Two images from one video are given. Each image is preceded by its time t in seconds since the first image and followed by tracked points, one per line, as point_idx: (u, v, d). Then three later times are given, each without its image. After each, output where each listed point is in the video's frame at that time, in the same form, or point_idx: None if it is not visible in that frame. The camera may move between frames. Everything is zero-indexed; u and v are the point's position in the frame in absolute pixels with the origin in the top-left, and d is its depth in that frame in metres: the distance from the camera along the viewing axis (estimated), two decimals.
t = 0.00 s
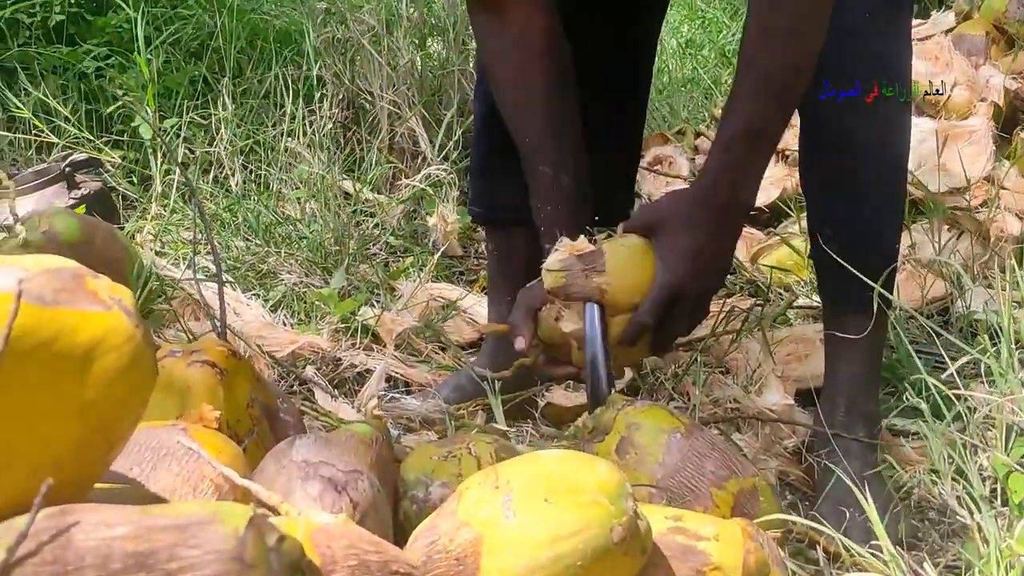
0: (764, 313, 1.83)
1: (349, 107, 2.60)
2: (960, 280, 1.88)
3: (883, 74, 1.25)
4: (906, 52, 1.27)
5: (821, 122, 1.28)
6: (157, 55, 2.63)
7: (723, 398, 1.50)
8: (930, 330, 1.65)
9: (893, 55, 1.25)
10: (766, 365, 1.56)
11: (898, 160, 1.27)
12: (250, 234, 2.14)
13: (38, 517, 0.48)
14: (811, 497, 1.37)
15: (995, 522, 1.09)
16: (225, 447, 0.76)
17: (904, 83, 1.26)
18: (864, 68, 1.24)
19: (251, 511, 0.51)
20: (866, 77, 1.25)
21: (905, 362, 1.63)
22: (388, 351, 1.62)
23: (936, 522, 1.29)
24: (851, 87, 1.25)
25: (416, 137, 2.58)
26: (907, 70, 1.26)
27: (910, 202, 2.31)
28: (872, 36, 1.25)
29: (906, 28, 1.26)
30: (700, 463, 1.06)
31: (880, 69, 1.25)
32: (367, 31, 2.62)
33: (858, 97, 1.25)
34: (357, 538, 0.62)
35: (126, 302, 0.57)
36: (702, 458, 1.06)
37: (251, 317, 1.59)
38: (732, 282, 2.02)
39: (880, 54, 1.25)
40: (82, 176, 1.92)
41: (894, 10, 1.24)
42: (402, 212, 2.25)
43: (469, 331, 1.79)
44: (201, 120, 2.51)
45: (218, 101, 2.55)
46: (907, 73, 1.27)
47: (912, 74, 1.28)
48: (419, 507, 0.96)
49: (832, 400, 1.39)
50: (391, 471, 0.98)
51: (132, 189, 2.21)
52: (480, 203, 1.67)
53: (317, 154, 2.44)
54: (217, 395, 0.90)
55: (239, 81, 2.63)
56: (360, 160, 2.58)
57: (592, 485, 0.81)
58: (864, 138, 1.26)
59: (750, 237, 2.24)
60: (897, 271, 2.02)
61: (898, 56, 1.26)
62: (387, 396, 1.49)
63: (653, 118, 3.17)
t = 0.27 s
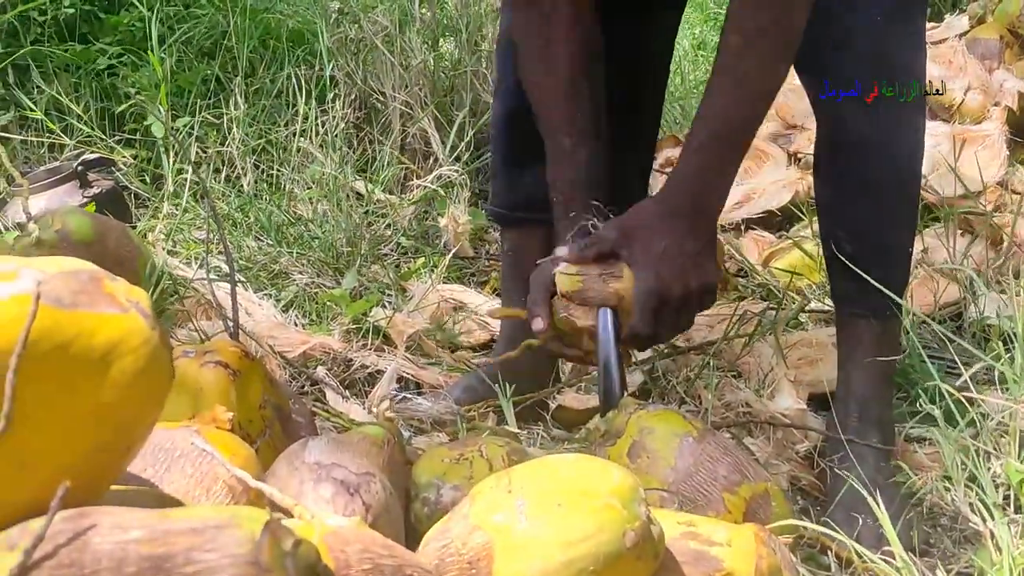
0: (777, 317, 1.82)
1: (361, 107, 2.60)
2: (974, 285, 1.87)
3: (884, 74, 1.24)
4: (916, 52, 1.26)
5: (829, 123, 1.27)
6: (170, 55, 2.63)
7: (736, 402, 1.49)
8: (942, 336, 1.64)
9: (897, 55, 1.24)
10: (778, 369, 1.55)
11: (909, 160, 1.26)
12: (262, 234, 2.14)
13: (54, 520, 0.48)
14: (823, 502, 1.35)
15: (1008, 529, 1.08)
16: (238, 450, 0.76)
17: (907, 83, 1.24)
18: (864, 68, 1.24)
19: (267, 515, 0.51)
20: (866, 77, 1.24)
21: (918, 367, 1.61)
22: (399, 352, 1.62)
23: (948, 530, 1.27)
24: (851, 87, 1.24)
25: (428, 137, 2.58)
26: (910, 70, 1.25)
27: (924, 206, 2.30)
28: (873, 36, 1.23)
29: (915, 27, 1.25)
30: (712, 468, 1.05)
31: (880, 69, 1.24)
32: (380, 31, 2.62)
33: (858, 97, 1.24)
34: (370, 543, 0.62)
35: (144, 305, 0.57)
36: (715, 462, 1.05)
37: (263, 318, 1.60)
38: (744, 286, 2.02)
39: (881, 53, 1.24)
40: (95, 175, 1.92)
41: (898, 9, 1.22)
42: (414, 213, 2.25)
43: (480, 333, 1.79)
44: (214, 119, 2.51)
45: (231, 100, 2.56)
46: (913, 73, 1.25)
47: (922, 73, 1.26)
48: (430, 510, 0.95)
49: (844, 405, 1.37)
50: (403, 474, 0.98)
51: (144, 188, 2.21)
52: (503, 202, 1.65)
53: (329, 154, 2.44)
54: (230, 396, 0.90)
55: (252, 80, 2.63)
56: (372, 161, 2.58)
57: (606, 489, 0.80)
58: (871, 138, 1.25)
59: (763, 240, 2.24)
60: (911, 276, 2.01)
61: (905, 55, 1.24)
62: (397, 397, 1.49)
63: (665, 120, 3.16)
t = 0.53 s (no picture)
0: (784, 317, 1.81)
1: (368, 104, 2.60)
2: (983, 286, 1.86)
3: (883, 73, 1.22)
4: (916, 50, 1.24)
5: (829, 123, 1.26)
6: (177, 51, 2.63)
7: (742, 403, 1.48)
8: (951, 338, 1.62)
9: (896, 55, 1.22)
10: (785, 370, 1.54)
11: (909, 161, 1.25)
12: (268, 232, 2.14)
13: (52, 525, 0.48)
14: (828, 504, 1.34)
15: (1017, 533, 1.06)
16: (240, 449, 0.76)
17: (907, 82, 1.23)
18: (863, 67, 1.23)
19: (268, 519, 0.51)
20: (866, 76, 1.23)
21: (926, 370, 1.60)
22: (404, 351, 1.61)
23: (956, 534, 1.25)
24: (850, 87, 1.23)
25: (435, 135, 2.57)
26: (910, 70, 1.23)
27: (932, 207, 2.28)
28: (871, 35, 1.22)
29: (914, 27, 1.23)
30: (718, 470, 1.04)
31: (878, 68, 1.22)
32: (387, 28, 2.61)
33: (858, 97, 1.23)
34: (371, 547, 0.61)
35: (143, 306, 0.56)
36: (721, 464, 1.04)
37: (267, 316, 1.59)
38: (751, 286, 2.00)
39: (879, 52, 1.22)
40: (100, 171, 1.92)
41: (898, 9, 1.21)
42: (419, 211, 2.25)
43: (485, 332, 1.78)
44: (220, 116, 2.50)
45: (237, 97, 2.55)
46: (913, 71, 1.24)
47: (922, 72, 1.25)
48: (434, 511, 0.94)
49: (850, 407, 1.36)
50: (406, 475, 0.97)
51: (150, 185, 2.21)
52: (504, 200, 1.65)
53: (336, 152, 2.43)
54: (233, 395, 0.90)
55: (258, 77, 2.63)
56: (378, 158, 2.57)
57: (612, 493, 0.79)
58: (872, 141, 1.24)
59: (770, 240, 2.22)
60: (919, 277, 1.99)
61: (905, 55, 1.23)
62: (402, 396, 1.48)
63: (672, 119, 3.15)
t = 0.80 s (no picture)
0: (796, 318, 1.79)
1: (377, 101, 2.59)
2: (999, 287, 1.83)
3: (883, 73, 1.21)
4: (928, 48, 1.21)
5: (844, 120, 1.25)
6: (185, 48, 2.63)
7: (754, 405, 1.46)
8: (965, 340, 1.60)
9: (900, 54, 1.20)
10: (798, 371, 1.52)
11: (923, 156, 1.23)
12: (275, 230, 2.13)
13: (44, 530, 0.47)
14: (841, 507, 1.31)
15: None
16: (242, 451, 0.75)
17: (910, 82, 1.21)
18: (863, 68, 1.22)
19: (267, 526, 0.49)
20: (866, 76, 1.22)
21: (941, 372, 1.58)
22: (413, 351, 1.60)
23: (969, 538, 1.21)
24: (850, 87, 1.24)
25: (445, 133, 2.56)
26: (920, 68, 1.21)
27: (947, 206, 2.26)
28: (870, 35, 1.21)
29: (925, 24, 1.20)
30: (729, 473, 1.01)
31: (879, 68, 1.21)
32: (397, 24, 2.60)
33: (857, 97, 1.23)
34: (375, 553, 0.60)
35: (141, 307, 0.55)
36: (732, 467, 1.02)
37: (274, 314, 1.58)
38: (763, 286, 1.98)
39: (878, 53, 1.21)
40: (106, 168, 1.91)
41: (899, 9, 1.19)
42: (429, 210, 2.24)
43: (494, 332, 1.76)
44: (228, 113, 2.50)
45: (246, 94, 2.55)
46: (924, 69, 1.21)
47: (936, 69, 1.22)
48: (440, 514, 0.92)
49: (866, 406, 1.33)
50: (412, 477, 0.95)
51: (157, 182, 2.20)
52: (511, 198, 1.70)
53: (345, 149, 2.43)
54: (237, 395, 0.89)
55: (267, 73, 2.62)
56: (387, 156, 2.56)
57: (620, 496, 0.76)
58: (879, 135, 1.22)
59: (782, 239, 2.20)
60: (933, 277, 1.96)
61: (914, 52, 1.21)
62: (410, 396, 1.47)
63: (684, 118, 3.13)
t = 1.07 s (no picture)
0: (805, 316, 1.77)
1: (384, 97, 2.58)
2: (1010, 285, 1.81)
3: (883, 73, 1.19)
4: (929, 46, 1.19)
5: (853, 113, 1.23)
6: (190, 44, 2.62)
7: (762, 405, 1.45)
8: (976, 339, 1.58)
9: (899, 53, 1.18)
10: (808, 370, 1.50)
11: (927, 154, 1.21)
12: (280, 228, 2.12)
13: (36, 539, 0.46)
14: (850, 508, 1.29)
15: None
16: (244, 453, 0.74)
17: (910, 82, 1.18)
18: (864, 67, 1.20)
19: (264, 535, 0.49)
20: (866, 76, 1.20)
21: (952, 372, 1.55)
22: (419, 350, 1.59)
23: (982, 542, 1.19)
24: (851, 87, 1.22)
25: (451, 129, 2.55)
26: (919, 67, 1.18)
27: (958, 203, 2.23)
28: (870, 35, 1.19)
29: (923, 23, 1.18)
30: (737, 475, 0.98)
31: (878, 68, 1.19)
32: (404, 21, 2.59)
33: (858, 97, 1.21)
34: (376, 559, 0.59)
35: (138, 309, 0.54)
36: (740, 468, 0.99)
37: (278, 313, 1.58)
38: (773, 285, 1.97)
39: (877, 53, 1.19)
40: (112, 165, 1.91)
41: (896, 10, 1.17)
42: (435, 208, 2.24)
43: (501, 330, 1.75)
44: (234, 110, 2.49)
45: (251, 91, 2.54)
46: (923, 67, 1.19)
47: (937, 67, 1.19)
48: (445, 516, 0.91)
49: (873, 407, 1.31)
50: (416, 479, 0.94)
51: (162, 179, 2.20)
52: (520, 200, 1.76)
53: (351, 147, 2.42)
54: (240, 396, 0.88)
55: (273, 70, 2.62)
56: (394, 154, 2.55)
57: (626, 500, 0.74)
58: (883, 132, 1.21)
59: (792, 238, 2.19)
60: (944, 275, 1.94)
61: (914, 51, 1.18)
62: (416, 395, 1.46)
63: (694, 115, 3.12)
